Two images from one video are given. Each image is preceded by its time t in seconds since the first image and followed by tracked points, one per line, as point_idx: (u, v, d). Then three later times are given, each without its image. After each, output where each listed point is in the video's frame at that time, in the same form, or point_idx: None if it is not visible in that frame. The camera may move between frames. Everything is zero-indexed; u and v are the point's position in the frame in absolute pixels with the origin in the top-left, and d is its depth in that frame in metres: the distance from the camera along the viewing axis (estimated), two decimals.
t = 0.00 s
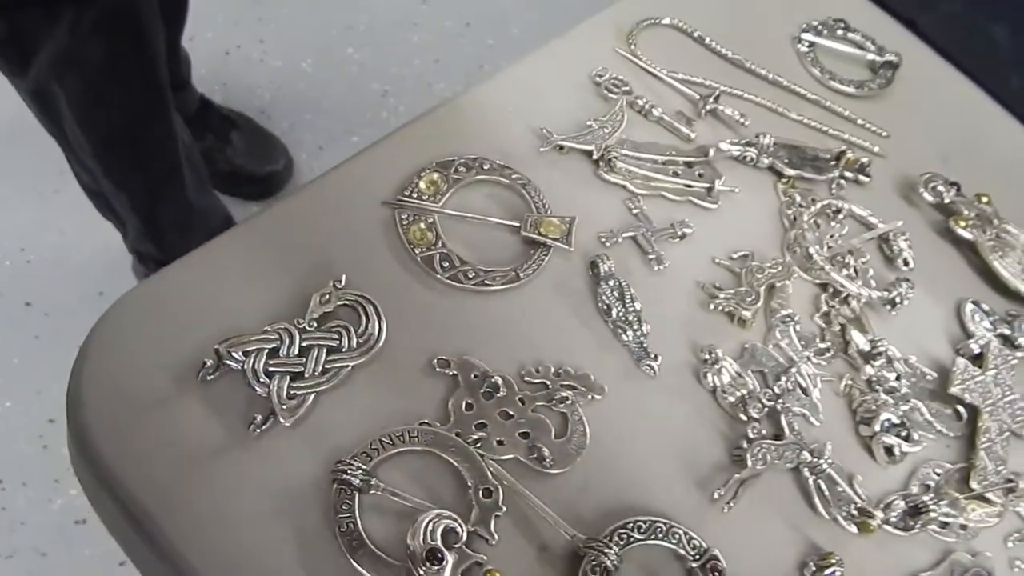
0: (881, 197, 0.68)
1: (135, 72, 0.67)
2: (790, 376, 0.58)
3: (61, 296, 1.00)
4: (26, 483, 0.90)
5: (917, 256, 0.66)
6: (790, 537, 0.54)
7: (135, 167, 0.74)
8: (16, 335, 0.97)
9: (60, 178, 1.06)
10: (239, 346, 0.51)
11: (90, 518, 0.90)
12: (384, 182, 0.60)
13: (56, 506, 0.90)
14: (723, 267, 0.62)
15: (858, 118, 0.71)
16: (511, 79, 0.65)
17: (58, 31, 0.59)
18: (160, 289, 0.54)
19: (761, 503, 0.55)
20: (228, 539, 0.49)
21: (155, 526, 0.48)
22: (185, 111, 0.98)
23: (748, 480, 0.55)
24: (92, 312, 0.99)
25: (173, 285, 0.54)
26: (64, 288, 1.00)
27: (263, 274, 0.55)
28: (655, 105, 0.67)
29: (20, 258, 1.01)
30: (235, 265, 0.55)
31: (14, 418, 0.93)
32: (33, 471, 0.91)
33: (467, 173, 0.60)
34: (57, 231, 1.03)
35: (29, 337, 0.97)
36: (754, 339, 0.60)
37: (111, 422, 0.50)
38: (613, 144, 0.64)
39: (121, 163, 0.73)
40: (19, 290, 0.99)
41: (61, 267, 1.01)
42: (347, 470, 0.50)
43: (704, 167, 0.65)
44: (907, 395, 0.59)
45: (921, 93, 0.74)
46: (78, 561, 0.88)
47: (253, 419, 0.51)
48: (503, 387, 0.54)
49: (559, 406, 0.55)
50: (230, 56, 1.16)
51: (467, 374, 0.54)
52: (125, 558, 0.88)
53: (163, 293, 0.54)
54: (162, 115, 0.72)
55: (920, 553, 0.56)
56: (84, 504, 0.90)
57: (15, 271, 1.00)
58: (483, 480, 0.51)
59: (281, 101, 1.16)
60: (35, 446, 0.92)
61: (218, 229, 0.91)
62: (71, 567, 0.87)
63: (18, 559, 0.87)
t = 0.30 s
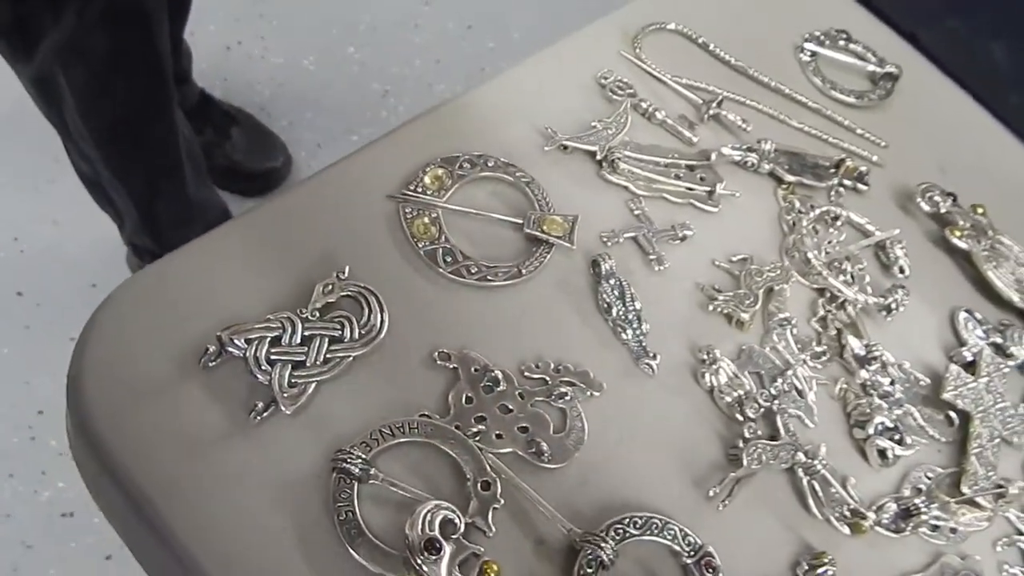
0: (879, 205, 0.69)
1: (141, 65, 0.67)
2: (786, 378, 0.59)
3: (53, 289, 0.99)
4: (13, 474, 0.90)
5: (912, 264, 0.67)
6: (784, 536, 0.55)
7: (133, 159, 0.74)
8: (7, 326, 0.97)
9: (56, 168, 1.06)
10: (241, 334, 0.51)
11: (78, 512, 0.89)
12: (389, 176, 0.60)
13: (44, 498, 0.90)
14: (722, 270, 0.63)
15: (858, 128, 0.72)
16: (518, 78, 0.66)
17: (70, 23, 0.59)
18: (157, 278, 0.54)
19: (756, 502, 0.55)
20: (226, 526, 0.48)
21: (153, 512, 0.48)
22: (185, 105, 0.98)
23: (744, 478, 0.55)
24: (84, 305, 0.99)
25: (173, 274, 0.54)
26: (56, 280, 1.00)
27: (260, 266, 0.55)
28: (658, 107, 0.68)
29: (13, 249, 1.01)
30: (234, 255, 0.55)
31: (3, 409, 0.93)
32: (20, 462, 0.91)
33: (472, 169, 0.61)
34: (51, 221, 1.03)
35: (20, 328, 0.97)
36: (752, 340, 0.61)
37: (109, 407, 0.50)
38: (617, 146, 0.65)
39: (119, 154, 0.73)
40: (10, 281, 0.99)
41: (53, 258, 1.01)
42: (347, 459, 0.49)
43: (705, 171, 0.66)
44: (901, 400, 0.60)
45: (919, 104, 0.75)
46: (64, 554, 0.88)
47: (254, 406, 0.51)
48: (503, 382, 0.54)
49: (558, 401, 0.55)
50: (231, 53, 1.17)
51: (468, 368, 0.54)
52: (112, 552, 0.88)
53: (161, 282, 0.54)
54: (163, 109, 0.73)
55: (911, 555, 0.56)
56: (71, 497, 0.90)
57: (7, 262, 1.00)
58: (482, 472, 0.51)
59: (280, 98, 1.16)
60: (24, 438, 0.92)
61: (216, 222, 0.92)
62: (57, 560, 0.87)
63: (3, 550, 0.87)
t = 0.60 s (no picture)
0: (874, 208, 0.70)
1: (140, 65, 0.69)
2: (781, 374, 0.60)
3: (47, 286, 0.99)
4: (3, 472, 0.90)
5: (906, 266, 0.68)
6: (777, 531, 0.55)
7: (130, 159, 0.75)
8: None
9: (52, 165, 1.06)
10: (241, 320, 0.51)
11: (67, 510, 0.89)
12: (391, 169, 0.60)
13: (35, 496, 0.90)
14: (719, 267, 0.64)
15: (855, 131, 0.73)
16: (519, 75, 0.67)
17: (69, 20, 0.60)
18: (158, 259, 0.54)
19: (749, 495, 0.56)
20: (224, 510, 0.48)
21: (151, 496, 0.48)
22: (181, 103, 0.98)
23: (737, 471, 0.56)
24: (77, 302, 0.99)
25: (174, 258, 0.54)
26: (49, 277, 1.00)
27: (258, 258, 0.55)
28: (658, 106, 0.69)
29: (7, 246, 1.01)
30: (233, 244, 0.55)
31: None
32: (11, 460, 0.91)
33: (473, 162, 0.61)
34: (45, 218, 1.03)
35: (13, 325, 0.97)
36: (747, 337, 0.62)
37: (105, 390, 0.50)
38: (617, 142, 0.65)
39: (118, 154, 0.74)
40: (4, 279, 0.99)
41: (47, 256, 1.01)
42: (346, 444, 0.49)
43: (704, 169, 0.66)
44: (894, 398, 0.61)
45: (914, 109, 0.76)
46: (52, 552, 0.88)
47: (253, 391, 0.51)
48: (501, 372, 0.54)
49: (554, 392, 0.55)
50: (229, 53, 1.17)
51: (467, 357, 0.54)
52: (102, 551, 0.88)
53: (162, 264, 0.54)
54: (161, 110, 0.74)
55: (902, 550, 0.57)
56: (61, 495, 0.90)
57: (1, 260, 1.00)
58: (479, 460, 0.51)
59: (278, 99, 1.17)
60: (15, 435, 0.92)
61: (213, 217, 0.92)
62: (48, 557, 0.87)
63: None
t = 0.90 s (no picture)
0: (867, 206, 0.71)
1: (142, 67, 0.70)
2: (772, 367, 0.61)
3: (46, 280, 1.00)
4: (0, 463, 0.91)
5: (897, 263, 0.69)
6: (766, 521, 0.56)
7: (128, 154, 0.76)
8: None
9: (52, 160, 1.06)
10: (239, 305, 0.52)
11: (64, 501, 0.90)
12: (389, 160, 0.61)
13: (32, 487, 0.90)
14: (713, 261, 0.64)
15: (850, 129, 0.74)
16: (518, 70, 0.67)
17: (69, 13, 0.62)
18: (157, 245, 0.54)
19: (739, 485, 0.56)
20: (222, 490, 0.48)
21: (149, 476, 0.48)
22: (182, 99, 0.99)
23: (728, 461, 0.56)
24: (75, 296, 1.00)
25: (173, 243, 0.55)
26: (47, 272, 1.01)
27: (254, 248, 0.56)
28: (655, 102, 0.70)
29: (6, 238, 1.01)
30: (231, 232, 0.56)
31: None
32: (8, 452, 0.91)
33: (470, 154, 0.62)
34: (44, 212, 1.03)
35: (10, 317, 0.98)
36: (739, 330, 0.63)
37: (101, 373, 0.50)
38: (614, 137, 0.66)
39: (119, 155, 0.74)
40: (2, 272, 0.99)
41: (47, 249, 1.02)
42: (341, 428, 0.50)
43: (699, 165, 0.67)
44: (883, 392, 0.62)
45: (909, 109, 0.76)
46: (49, 543, 0.88)
47: (251, 374, 0.51)
48: (496, 361, 0.55)
49: (548, 380, 0.55)
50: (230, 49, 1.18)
51: (462, 346, 0.55)
52: (99, 543, 0.89)
53: (161, 249, 0.54)
54: (163, 113, 0.75)
55: (889, 541, 0.58)
56: (58, 487, 0.91)
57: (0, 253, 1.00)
58: (473, 446, 0.51)
59: (278, 96, 1.17)
60: (12, 426, 0.93)
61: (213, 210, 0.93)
62: (44, 548, 0.88)
63: None
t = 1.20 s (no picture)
0: (858, 203, 0.71)
1: (140, 67, 0.70)
2: (759, 362, 0.61)
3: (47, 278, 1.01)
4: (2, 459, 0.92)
5: (887, 259, 0.69)
6: (750, 514, 0.56)
7: (136, 159, 0.76)
8: None
9: (54, 158, 1.07)
10: (224, 300, 0.53)
11: (65, 498, 0.91)
12: (379, 155, 0.62)
13: (33, 483, 0.91)
14: (702, 256, 0.65)
15: (841, 127, 0.74)
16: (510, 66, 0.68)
17: (66, 12, 0.63)
18: (145, 236, 0.55)
19: (725, 479, 0.57)
20: (204, 481, 0.49)
21: (132, 466, 0.49)
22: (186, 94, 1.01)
23: (713, 455, 0.57)
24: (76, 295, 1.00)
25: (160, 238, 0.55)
26: (48, 270, 1.01)
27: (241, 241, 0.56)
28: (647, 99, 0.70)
29: (9, 234, 1.02)
30: (218, 225, 0.56)
31: None
32: (10, 448, 0.92)
33: (460, 150, 0.62)
34: (46, 209, 1.04)
35: (12, 314, 0.98)
36: (728, 325, 0.63)
37: (89, 367, 0.51)
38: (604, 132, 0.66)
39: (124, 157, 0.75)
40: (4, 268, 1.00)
41: (47, 247, 1.02)
42: (324, 421, 0.50)
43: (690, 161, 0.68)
44: (870, 386, 0.62)
45: (902, 107, 0.76)
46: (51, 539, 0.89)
47: (234, 367, 0.52)
48: (482, 355, 0.55)
49: (535, 374, 0.56)
50: (236, 45, 1.19)
51: (449, 339, 0.55)
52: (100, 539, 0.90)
53: (148, 241, 0.55)
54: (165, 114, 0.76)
55: (873, 535, 0.58)
56: (59, 484, 0.92)
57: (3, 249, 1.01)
58: (456, 440, 0.52)
59: (286, 93, 1.19)
60: (14, 422, 0.94)
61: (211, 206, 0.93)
62: (46, 544, 0.89)
63: None
